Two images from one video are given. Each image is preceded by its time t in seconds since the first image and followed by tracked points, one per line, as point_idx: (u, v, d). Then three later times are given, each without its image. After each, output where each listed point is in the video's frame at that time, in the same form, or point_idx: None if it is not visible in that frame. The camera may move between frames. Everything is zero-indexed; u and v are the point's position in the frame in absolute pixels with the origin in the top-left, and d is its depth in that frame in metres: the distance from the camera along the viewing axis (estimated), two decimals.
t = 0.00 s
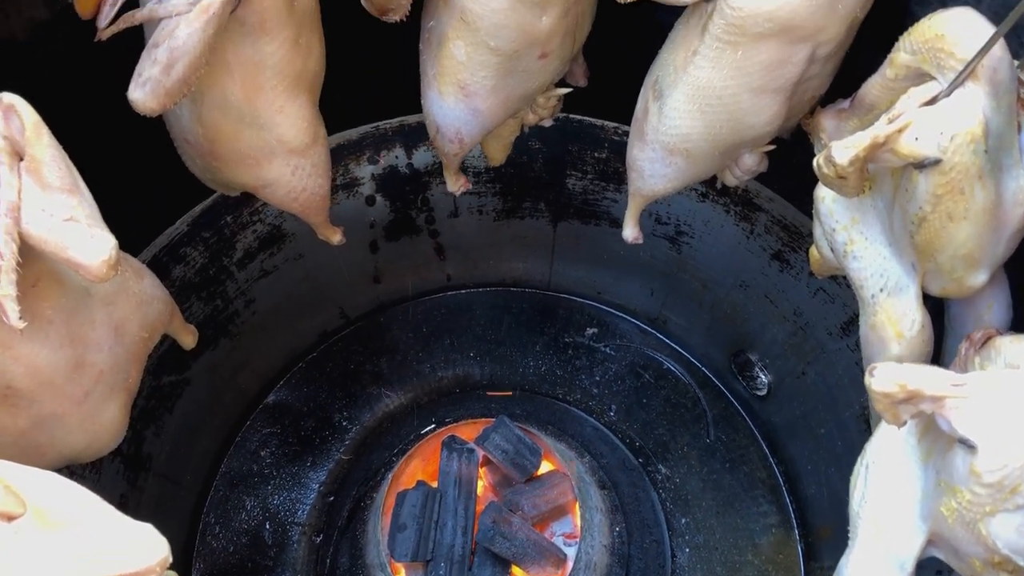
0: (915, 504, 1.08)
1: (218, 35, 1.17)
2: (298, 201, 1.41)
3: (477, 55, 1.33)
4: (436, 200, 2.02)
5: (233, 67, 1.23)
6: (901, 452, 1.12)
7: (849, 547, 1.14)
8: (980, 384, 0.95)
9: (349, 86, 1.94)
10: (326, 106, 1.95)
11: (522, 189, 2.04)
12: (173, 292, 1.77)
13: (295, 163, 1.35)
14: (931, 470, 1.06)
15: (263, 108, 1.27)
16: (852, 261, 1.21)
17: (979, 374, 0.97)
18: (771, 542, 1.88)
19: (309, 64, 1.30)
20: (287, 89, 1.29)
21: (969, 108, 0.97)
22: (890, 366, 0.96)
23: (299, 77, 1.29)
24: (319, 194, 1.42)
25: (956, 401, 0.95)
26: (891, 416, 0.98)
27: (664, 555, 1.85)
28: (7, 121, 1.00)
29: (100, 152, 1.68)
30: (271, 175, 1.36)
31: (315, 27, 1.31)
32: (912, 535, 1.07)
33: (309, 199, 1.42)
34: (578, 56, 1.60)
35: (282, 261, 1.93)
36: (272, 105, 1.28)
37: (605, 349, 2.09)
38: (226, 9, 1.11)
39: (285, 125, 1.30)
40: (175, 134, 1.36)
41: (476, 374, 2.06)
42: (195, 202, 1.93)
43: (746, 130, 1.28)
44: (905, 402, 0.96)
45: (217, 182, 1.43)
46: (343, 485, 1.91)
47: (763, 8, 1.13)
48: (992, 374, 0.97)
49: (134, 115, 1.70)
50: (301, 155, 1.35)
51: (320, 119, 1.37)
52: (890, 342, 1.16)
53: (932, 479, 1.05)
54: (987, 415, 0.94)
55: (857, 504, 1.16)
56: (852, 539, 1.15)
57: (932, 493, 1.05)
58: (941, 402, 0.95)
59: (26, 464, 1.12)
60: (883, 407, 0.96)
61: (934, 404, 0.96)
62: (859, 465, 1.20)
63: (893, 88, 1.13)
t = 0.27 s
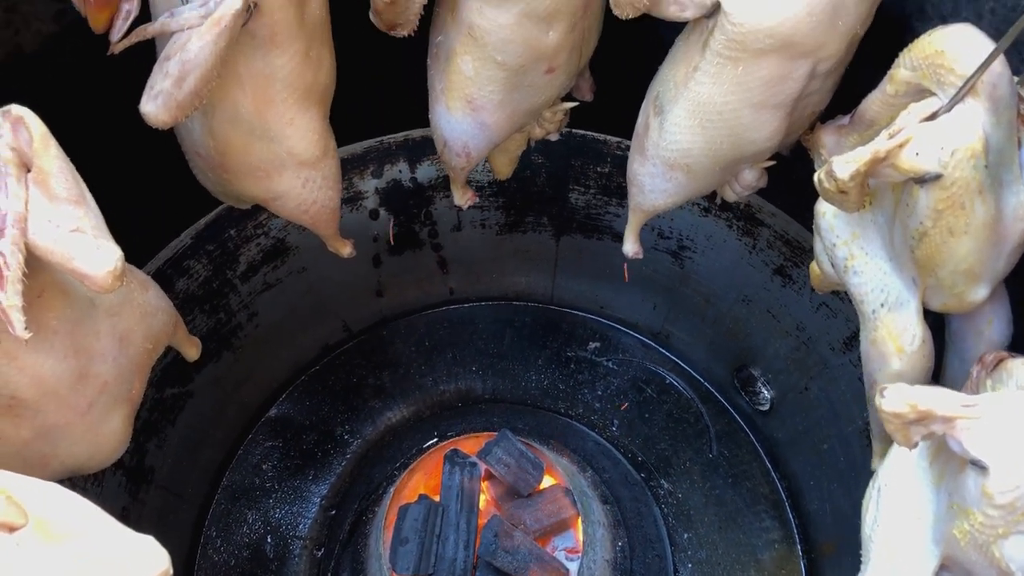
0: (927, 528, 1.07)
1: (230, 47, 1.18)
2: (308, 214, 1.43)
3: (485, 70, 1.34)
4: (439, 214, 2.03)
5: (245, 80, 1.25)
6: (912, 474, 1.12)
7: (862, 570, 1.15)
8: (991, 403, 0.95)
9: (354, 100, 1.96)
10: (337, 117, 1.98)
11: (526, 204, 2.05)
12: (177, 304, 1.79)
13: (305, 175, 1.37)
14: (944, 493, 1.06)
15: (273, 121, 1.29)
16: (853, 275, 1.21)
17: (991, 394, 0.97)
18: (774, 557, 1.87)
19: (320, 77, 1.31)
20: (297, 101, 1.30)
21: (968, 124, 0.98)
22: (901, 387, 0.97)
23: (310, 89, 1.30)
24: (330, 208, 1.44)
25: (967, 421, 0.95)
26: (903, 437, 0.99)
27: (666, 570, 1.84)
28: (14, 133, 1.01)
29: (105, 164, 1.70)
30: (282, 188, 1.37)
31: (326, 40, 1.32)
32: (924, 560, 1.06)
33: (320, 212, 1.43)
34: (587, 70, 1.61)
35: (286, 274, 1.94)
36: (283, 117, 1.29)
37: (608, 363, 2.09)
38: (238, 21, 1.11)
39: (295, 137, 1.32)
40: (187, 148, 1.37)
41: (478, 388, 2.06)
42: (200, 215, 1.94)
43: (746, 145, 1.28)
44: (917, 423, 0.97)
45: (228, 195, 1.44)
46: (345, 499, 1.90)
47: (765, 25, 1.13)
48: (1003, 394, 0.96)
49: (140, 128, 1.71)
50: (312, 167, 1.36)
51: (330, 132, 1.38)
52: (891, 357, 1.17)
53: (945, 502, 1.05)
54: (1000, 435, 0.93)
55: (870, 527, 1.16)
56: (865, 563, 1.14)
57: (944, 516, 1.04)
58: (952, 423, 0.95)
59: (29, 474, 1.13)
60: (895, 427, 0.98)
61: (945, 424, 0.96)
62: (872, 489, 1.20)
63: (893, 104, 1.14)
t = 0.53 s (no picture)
0: (931, 531, 1.07)
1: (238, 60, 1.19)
2: (316, 226, 1.43)
3: (480, 82, 1.35)
4: (441, 227, 2.03)
5: (252, 93, 1.25)
6: (916, 478, 1.12)
7: (867, 573, 1.14)
8: (994, 408, 0.95)
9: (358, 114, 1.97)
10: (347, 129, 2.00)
11: (527, 217, 2.05)
12: (179, 317, 1.79)
13: (313, 188, 1.37)
14: (946, 496, 1.05)
15: (281, 133, 1.30)
16: (854, 289, 1.21)
17: (993, 399, 0.97)
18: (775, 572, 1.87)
19: (326, 89, 1.31)
20: (305, 113, 1.30)
21: (968, 138, 0.98)
22: (902, 392, 0.97)
23: (317, 103, 1.31)
24: (336, 219, 1.44)
25: (969, 426, 0.95)
26: (906, 441, 0.98)
27: None
28: (19, 145, 1.02)
29: (108, 177, 1.70)
30: (289, 200, 1.38)
31: (332, 51, 1.32)
32: (928, 563, 1.06)
33: (328, 223, 1.44)
34: (583, 84, 1.61)
35: (288, 287, 1.94)
36: (291, 129, 1.30)
37: (609, 376, 2.09)
38: (245, 35, 1.12)
39: (303, 149, 1.32)
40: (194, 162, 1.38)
41: (480, 401, 2.06)
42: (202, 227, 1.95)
43: (747, 159, 1.29)
44: (919, 428, 0.96)
45: (235, 209, 1.45)
46: (346, 512, 1.90)
47: (765, 39, 1.14)
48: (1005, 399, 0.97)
49: (144, 141, 1.72)
50: (319, 179, 1.37)
51: (338, 145, 1.39)
52: (891, 371, 1.16)
53: (948, 505, 1.04)
54: (1002, 440, 0.93)
55: (874, 530, 1.15)
56: (869, 566, 1.14)
57: (947, 519, 1.04)
58: (955, 427, 0.95)
59: (28, 485, 1.13)
60: (897, 432, 0.97)
61: (947, 428, 0.96)
62: (876, 491, 1.20)
63: (893, 118, 1.15)
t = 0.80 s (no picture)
0: (927, 526, 1.07)
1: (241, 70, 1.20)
2: (317, 235, 1.44)
3: (478, 92, 1.35)
4: (444, 237, 2.04)
5: (256, 103, 1.26)
6: (911, 472, 1.11)
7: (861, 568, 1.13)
8: (990, 404, 0.95)
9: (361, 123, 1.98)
10: (348, 138, 2.01)
11: (530, 227, 2.06)
12: (183, 325, 1.79)
13: (315, 197, 1.38)
14: (942, 492, 1.05)
15: (284, 143, 1.30)
16: (857, 297, 1.21)
17: (989, 395, 0.96)
18: None
19: (328, 99, 1.32)
20: (308, 124, 1.31)
21: (971, 147, 0.98)
22: (899, 388, 0.96)
23: (319, 114, 1.31)
24: (338, 228, 1.45)
25: (965, 423, 0.95)
26: (902, 437, 0.98)
27: None
28: (25, 153, 1.01)
29: (113, 185, 1.71)
30: (292, 210, 1.39)
31: (335, 61, 1.32)
32: (924, 558, 1.06)
33: (329, 232, 1.44)
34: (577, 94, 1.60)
35: (291, 296, 1.95)
36: (293, 139, 1.31)
37: (612, 387, 2.09)
38: (248, 45, 1.13)
39: (305, 159, 1.33)
40: (196, 171, 1.38)
41: (482, 411, 2.05)
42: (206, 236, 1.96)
43: (752, 168, 1.29)
44: (915, 424, 0.96)
45: (237, 218, 1.45)
46: (348, 521, 1.90)
47: (770, 49, 1.14)
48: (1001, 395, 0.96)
49: (149, 150, 1.73)
50: (321, 189, 1.37)
51: (339, 155, 1.40)
52: (895, 380, 1.16)
53: (944, 500, 1.05)
54: (998, 438, 0.93)
55: (869, 524, 1.14)
56: (864, 560, 1.13)
57: (943, 514, 1.05)
58: (951, 423, 0.95)
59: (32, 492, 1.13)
60: (893, 428, 0.97)
61: (943, 425, 0.96)
62: (870, 485, 1.19)
63: (897, 127, 1.15)
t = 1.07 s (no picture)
0: (922, 534, 1.07)
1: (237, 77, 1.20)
2: (312, 240, 1.44)
3: (485, 98, 1.35)
4: (447, 243, 2.04)
5: (253, 108, 1.26)
6: (905, 479, 1.12)
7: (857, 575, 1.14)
8: (986, 411, 0.94)
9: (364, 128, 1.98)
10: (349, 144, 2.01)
11: (533, 232, 2.06)
12: (186, 330, 1.79)
13: (311, 203, 1.38)
14: (938, 500, 1.05)
15: (280, 149, 1.30)
16: (862, 302, 1.21)
17: (985, 402, 0.96)
18: None
19: (326, 106, 1.33)
20: (305, 130, 1.31)
21: (974, 153, 0.98)
22: (896, 395, 0.96)
23: (315, 121, 1.32)
24: (332, 235, 1.44)
25: (962, 429, 0.94)
26: (899, 444, 0.98)
27: None
28: (31, 157, 1.01)
29: (116, 190, 1.71)
30: (287, 215, 1.39)
31: (332, 72, 1.33)
32: (919, 566, 1.06)
33: (323, 238, 1.44)
34: (583, 101, 1.61)
35: (294, 301, 1.95)
36: (291, 145, 1.31)
37: (615, 393, 2.09)
38: (247, 51, 1.13)
39: (302, 165, 1.33)
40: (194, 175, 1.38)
41: (485, 417, 2.05)
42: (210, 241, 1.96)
43: (756, 173, 1.29)
44: (911, 431, 0.96)
45: (235, 222, 1.46)
46: (350, 527, 1.89)
47: (773, 54, 1.15)
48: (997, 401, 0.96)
49: (152, 155, 1.73)
50: (316, 196, 1.37)
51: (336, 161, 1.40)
52: (900, 384, 1.17)
53: (940, 508, 1.05)
54: (993, 443, 0.93)
55: (865, 532, 1.15)
56: (860, 568, 1.14)
57: (939, 522, 1.04)
58: (947, 430, 0.95)
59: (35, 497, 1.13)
60: (890, 435, 0.97)
61: (940, 432, 0.95)
62: (866, 494, 1.19)
63: (900, 132, 1.15)
